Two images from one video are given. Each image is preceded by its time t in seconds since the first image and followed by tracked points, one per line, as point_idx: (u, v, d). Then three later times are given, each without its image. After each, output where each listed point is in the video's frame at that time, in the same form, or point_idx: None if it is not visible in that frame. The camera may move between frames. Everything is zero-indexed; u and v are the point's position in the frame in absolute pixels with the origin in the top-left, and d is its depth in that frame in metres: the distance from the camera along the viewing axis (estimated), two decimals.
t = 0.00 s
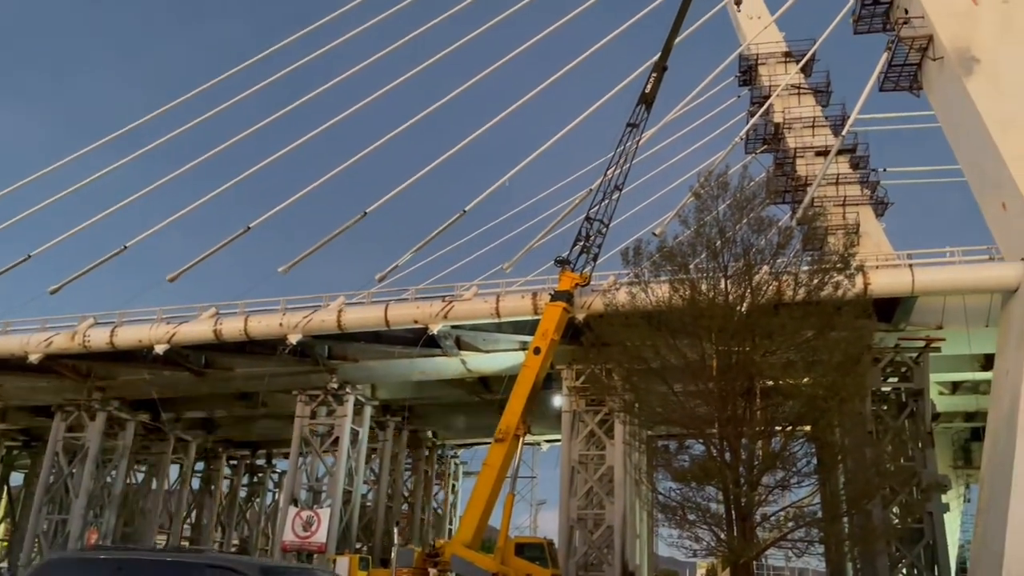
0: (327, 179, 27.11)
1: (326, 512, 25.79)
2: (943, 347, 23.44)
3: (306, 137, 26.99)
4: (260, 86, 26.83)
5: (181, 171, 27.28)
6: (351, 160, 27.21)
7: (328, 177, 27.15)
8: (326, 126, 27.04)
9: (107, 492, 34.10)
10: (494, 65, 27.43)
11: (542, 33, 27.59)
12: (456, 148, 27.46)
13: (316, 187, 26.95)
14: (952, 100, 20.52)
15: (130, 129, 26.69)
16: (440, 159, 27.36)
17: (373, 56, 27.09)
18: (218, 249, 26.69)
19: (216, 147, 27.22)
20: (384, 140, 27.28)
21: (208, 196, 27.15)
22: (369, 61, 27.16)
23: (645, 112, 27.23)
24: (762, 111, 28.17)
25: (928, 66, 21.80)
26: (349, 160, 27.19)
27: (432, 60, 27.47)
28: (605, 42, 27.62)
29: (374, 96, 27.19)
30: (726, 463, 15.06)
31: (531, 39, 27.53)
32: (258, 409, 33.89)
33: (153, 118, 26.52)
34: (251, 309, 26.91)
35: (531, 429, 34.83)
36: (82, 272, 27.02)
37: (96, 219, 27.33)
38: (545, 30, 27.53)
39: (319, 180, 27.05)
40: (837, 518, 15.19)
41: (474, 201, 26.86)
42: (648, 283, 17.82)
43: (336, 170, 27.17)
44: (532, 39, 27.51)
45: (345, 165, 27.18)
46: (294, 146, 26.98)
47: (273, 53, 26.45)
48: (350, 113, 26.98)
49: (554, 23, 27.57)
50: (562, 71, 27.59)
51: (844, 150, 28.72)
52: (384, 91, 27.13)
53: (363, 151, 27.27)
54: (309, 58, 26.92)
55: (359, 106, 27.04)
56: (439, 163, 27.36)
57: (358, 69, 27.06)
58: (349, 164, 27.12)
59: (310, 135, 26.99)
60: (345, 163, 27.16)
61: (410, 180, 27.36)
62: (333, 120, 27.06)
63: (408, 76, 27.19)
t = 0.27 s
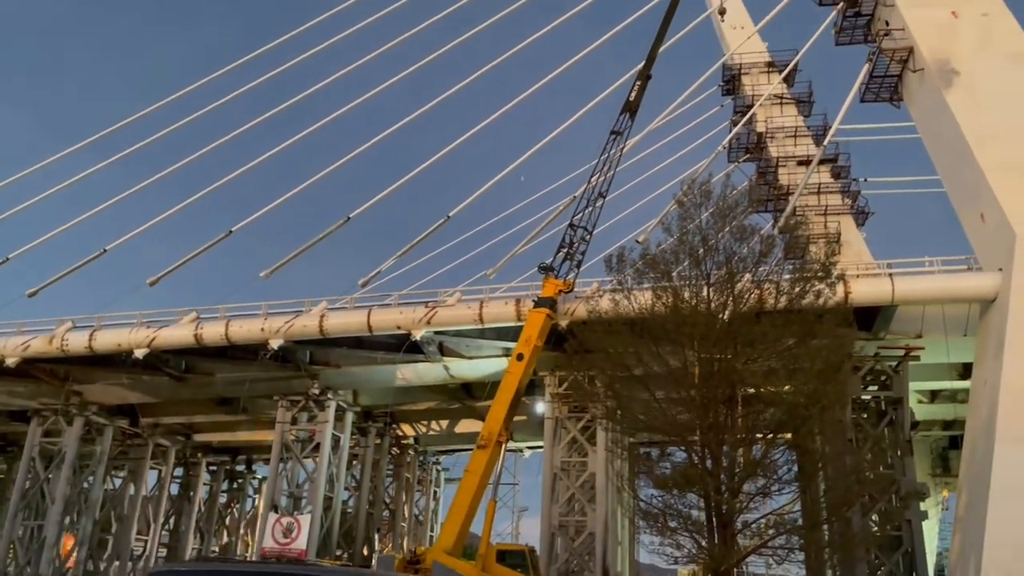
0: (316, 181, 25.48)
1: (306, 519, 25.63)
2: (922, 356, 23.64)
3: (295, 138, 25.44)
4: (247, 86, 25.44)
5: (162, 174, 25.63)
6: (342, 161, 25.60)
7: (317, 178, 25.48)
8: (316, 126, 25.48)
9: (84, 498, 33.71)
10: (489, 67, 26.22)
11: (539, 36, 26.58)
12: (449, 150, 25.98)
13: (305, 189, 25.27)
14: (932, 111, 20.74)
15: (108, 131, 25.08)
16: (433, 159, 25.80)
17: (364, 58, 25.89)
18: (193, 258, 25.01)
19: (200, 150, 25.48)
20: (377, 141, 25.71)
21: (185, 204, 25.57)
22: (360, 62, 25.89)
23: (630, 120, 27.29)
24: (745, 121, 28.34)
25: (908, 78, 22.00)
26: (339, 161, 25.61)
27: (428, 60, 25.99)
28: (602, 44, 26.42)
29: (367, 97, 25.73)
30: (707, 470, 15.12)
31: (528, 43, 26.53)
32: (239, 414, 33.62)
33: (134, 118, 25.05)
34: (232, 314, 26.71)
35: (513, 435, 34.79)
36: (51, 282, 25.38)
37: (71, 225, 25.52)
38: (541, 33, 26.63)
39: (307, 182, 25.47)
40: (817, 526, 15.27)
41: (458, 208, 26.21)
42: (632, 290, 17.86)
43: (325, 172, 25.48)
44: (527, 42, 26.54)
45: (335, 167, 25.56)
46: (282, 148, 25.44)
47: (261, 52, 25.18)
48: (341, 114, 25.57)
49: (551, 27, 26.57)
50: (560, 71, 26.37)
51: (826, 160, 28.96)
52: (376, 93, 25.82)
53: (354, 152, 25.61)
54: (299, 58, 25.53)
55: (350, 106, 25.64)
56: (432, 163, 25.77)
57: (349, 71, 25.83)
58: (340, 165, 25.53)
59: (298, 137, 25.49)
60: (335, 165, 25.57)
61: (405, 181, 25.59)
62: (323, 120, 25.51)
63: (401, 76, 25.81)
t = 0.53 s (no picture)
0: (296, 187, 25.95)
1: (286, 525, 25.46)
2: (902, 364, 23.84)
3: (276, 144, 25.78)
4: (229, 92, 25.71)
5: (143, 177, 25.69)
6: (322, 168, 26.15)
7: (298, 184, 25.97)
8: (297, 133, 25.83)
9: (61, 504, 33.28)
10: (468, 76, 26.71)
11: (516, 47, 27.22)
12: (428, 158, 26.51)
13: (286, 195, 25.69)
14: (912, 122, 20.98)
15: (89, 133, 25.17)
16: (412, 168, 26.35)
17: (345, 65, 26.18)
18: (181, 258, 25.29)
19: (182, 154, 25.73)
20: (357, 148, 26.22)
21: (168, 206, 25.81)
22: (342, 69, 26.19)
23: (614, 128, 27.39)
24: (728, 130, 28.49)
25: (889, 89, 22.25)
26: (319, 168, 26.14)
27: (406, 71, 26.64)
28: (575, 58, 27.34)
29: (346, 105, 26.32)
30: (689, 477, 15.17)
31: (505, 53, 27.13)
32: (219, 419, 33.36)
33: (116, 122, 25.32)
34: (213, 318, 26.52)
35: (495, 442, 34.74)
36: (38, 279, 25.40)
37: (50, 226, 25.48)
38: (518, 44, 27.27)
39: (289, 188, 25.81)
40: (798, 533, 15.36)
41: (440, 214, 26.50)
42: (615, 297, 17.90)
43: (305, 179, 25.96)
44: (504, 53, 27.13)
45: (315, 174, 26.03)
46: (263, 154, 25.78)
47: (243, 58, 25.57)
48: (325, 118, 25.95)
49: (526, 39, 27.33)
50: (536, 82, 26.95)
51: (808, 169, 29.18)
52: (355, 101, 26.34)
53: (334, 159, 26.17)
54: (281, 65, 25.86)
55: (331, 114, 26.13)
56: (411, 170, 26.31)
57: (331, 77, 26.02)
58: (320, 172, 26.04)
59: (280, 141, 25.80)
60: (315, 172, 26.06)
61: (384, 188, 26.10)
62: (304, 127, 25.89)
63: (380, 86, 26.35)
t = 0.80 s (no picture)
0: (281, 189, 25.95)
1: (266, 531, 25.23)
2: (882, 372, 24.03)
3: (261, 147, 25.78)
4: (212, 94, 25.45)
5: (127, 178, 25.74)
6: (308, 170, 26.06)
7: (283, 186, 25.96)
8: (280, 137, 25.79)
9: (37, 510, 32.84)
10: (455, 79, 26.64)
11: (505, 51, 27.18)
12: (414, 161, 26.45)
13: (270, 198, 25.75)
14: (893, 132, 21.19)
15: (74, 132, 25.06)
16: (398, 171, 26.30)
17: (334, 66, 25.83)
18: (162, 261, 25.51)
19: (167, 155, 25.68)
20: (343, 151, 26.31)
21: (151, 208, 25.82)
22: (327, 73, 25.96)
23: (598, 135, 27.49)
24: (711, 137, 28.63)
25: (870, 99, 22.48)
26: (304, 171, 26.04)
27: (395, 72, 26.51)
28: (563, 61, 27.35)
29: (333, 108, 26.20)
30: (671, 484, 15.19)
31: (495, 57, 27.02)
32: (199, 424, 33.09)
33: (101, 121, 25.23)
34: (194, 322, 26.33)
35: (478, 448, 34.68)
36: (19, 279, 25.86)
37: (33, 226, 25.63)
38: (507, 48, 27.18)
39: (273, 191, 25.88)
40: (779, 539, 15.39)
41: (424, 219, 26.62)
42: (598, 303, 17.94)
43: (290, 181, 25.90)
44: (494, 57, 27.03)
45: (300, 177, 25.92)
46: (245, 157, 25.79)
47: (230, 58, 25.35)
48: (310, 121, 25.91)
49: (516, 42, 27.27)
50: (525, 86, 26.89)
51: (790, 177, 29.40)
52: (342, 104, 26.28)
53: (320, 162, 26.08)
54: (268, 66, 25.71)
55: (318, 117, 26.02)
56: (396, 174, 26.27)
57: (318, 80, 25.85)
58: (305, 175, 25.97)
59: (266, 144, 25.78)
60: (301, 175, 25.93)
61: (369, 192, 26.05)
62: (289, 129, 25.84)
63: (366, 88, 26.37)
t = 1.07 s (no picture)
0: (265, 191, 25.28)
1: (246, 537, 25.04)
2: (862, 378, 24.22)
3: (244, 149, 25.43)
4: (198, 95, 25.14)
5: (105, 180, 25.07)
6: (294, 173, 25.51)
7: (267, 188, 25.35)
8: (265, 138, 25.46)
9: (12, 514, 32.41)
10: (441, 83, 26.43)
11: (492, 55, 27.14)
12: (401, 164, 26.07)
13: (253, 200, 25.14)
14: (874, 141, 21.40)
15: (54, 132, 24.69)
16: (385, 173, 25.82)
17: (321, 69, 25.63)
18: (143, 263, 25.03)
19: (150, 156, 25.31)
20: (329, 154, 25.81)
21: (134, 208, 25.36)
22: (314, 75, 25.73)
23: (582, 141, 27.54)
24: (695, 144, 28.77)
25: (851, 108, 22.68)
26: (289, 173, 25.49)
27: (381, 76, 26.35)
28: (552, 64, 27.18)
29: (320, 110, 25.81)
30: (653, 489, 15.22)
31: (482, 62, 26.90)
32: (179, 428, 32.80)
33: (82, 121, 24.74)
34: (175, 325, 26.12)
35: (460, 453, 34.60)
36: None
37: (9, 229, 25.16)
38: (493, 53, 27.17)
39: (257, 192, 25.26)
40: (759, 545, 15.48)
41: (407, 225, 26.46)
42: (582, 309, 17.96)
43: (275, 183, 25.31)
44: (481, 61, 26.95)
45: (284, 179, 25.35)
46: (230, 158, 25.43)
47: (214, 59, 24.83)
48: (296, 122, 25.57)
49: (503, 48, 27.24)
50: (513, 89, 26.67)
51: (772, 185, 29.61)
52: (326, 106, 25.90)
53: (303, 164, 25.70)
54: (252, 69, 25.28)
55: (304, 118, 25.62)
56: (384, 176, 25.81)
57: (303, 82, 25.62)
58: (290, 177, 25.41)
59: (251, 145, 25.47)
60: (286, 178, 25.37)
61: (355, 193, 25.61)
62: (272, 131, 25.47)
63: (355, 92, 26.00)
